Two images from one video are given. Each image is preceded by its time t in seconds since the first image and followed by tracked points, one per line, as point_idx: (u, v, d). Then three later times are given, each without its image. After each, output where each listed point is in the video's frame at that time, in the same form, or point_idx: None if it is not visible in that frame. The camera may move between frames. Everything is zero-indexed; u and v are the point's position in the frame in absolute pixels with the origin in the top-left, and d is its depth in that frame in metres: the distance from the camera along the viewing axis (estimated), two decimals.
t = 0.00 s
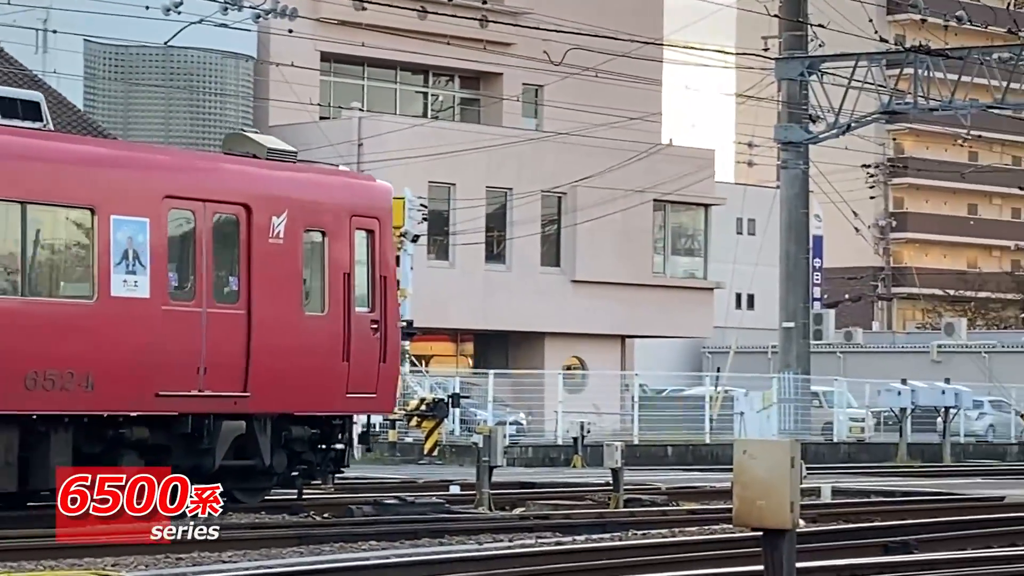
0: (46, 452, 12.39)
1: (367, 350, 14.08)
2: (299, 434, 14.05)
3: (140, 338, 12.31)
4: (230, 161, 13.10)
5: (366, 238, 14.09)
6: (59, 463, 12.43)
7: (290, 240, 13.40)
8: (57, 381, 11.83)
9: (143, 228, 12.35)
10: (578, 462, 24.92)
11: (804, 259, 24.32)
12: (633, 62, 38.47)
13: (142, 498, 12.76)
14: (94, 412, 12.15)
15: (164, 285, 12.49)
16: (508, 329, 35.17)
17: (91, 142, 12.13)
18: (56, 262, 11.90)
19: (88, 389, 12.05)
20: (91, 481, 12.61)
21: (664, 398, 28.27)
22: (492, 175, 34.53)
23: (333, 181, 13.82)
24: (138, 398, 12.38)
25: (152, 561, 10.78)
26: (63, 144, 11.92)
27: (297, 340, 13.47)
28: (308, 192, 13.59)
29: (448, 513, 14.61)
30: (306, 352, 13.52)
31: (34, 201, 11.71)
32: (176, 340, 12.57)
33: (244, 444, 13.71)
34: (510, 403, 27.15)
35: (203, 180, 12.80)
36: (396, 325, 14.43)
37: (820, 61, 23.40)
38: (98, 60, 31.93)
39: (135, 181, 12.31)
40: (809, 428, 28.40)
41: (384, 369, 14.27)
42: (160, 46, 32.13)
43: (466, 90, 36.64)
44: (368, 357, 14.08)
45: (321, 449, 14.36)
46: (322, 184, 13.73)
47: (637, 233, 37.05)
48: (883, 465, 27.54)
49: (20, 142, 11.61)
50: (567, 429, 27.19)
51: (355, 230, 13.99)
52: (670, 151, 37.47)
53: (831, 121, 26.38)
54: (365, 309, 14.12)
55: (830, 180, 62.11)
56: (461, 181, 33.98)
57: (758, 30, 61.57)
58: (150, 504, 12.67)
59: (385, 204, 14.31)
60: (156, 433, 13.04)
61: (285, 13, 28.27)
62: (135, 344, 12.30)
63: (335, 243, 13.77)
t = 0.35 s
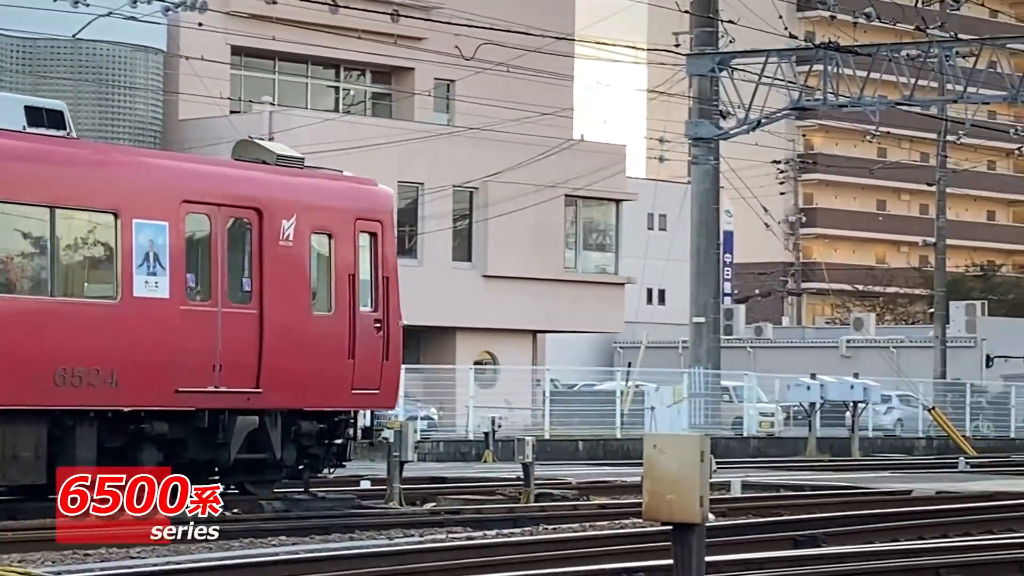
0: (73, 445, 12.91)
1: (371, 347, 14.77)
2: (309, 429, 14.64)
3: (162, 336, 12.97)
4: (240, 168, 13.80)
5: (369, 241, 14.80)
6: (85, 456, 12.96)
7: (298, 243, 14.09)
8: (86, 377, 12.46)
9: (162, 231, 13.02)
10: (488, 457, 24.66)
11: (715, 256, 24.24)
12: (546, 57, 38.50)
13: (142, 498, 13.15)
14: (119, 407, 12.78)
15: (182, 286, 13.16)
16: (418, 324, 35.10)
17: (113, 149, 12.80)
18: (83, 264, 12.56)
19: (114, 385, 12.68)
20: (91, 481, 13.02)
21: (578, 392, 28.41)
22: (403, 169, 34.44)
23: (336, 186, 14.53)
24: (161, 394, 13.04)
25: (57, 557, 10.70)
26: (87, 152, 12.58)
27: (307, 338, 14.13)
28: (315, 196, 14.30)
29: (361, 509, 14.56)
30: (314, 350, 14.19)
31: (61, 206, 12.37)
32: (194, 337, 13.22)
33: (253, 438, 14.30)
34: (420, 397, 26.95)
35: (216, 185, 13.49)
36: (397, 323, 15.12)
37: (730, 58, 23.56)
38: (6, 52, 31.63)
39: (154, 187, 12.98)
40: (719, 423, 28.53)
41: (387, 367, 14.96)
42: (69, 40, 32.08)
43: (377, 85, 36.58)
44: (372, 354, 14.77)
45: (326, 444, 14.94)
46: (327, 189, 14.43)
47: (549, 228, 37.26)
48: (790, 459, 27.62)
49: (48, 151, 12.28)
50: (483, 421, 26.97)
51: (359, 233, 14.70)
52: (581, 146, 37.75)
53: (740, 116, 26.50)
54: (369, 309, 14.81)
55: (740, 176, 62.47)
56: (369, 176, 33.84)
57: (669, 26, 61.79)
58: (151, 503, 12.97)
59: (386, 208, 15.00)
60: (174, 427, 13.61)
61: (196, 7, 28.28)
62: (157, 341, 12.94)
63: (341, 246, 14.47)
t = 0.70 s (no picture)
0: (96, 442, 13.67)
1: (373, 345, 15.47)
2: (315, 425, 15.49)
3: (180, 335, 13.67)
4: (250, 174, 14.50)
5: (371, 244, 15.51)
6: (109, 452, 13.73)
7: (306, 246, 14.81)
8: (109, 374, 13.17)
9: (178, 235, 13.73)
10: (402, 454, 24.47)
11: (631, 252, 24.17)
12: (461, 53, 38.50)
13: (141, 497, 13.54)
14: (138, 403, 13.48)
15: (198, 287, 13.86)
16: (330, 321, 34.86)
17: (130, 157, 13.50)
18: (103, 267, 13.26)
19: (134, 382, 13.38)
20: (91, 482, 13.47)
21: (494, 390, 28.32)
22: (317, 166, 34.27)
23: (340, 190, 15.23)
24: (179, 390, 13.74)
25: None
26: (105, 159, 13.29)
27: (315, 337, 14.83)
28: (321, 201, 15.00)
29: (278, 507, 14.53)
30: (321, 348, 14.90)
31: (85, 211, 13.09)
32: (209, 337, 13.92)
33: (264, 434, 15.04)
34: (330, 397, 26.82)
35: (229, 191, 14.19)
36: (399, 323, 15.82)
37: (647, 56, 23.56)
38: None
39: (170, 192, 13.70)
40: (635, 420, 28.53)
41: (390, 364, 15.66)
42: None
43: (293, 80, 36.40)
44: (375, 352, 15.48)
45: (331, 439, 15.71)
46: (331, 194, 15.13)
47: (465, 224, 37.44)
48: (705, 456, 27.65)
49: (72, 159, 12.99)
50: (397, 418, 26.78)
51: (363, 236, 15.41)
52: (500, 142, 37.85)
53: (657, 113, 26.52)
54: (371, 308, 15.53)
55: (656, 174, 62.51)
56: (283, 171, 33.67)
57: (585, 23, 61.82)
58: (150, 504, 13.26)
59: (386, 211, 15.71)
60: (190, 423, 14.39)
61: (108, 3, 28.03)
62: (174, 340, 13.64)
63: (346, 248, 15.18)
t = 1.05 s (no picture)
0: (116, 439, 13.90)
1: (378, 348, 15.79)
2: (321, 425, 15.77)
3: (196, 338, 13.96)
4: (261, 183, 14.78)
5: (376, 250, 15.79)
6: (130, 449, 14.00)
7: (313, 252, 15.10)
8: (127, 376, 13.47)
9: (193, 241, 14.01)
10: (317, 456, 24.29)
11: (552, 251, 24.11)
12: (380, 51, 38.65)
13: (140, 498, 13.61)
14: (154, 404, 13.76)
15: (212, 291, 14.14)
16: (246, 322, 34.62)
17: (146, 166, 13.77)
18: (120, 272, 13.51)
19: (150, 383, 13.66)
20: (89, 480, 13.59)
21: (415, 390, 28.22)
22: (238, 164, 34.12)
23: (347, 198, 15.50)
24: (194, 391, 14.04)
25: None
26: (123, 168, 13.57)
27: (321, 340, 15.15)
28: (328, 209, 15.28)
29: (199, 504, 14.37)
30: (327, 351, 15.22)
31: (104, 220, 13.36)
32: (222, 340, 14.19)
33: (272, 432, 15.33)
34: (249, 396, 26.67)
35: (241, 198, 14.45)
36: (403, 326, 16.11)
37: (568, 54, 23.61)
38: None
39: (185, 200, 13.96)
40: (556, 419, 28.57)
41: (394, 366, 15.98)
42: None
43: (212, 78, 36.04)
44: (380, 354, 15.81)
45: (334, 438, 15.99)
46: (339, 202, 15.42)
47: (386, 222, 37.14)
48: (625, 454, 27.69)
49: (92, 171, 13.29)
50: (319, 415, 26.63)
51: (367, 242, 15.70)
52: (420, 140, 37.74)
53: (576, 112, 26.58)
54: (377, 312, 15.85)
55: (576, 173, 62.53)
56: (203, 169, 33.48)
57: (506, 22, 61.85)
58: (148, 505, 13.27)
59: (390, 218, 15.97)
60: (205, 423, 14.66)
61: None
62: (188, 343, 13.92)
63: (352, 254, 15.48)
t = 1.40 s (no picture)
0: (133, 442, 14.54)
1: (374, 352, 16.56)
2: (325, 424, 16.53)
3: (209, 344, 14.70)
4: (270, 195, 15.51)
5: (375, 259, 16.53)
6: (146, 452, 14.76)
7: (319, 260, 15.86)
8: (148, 379, 14.23)
9: (208, 251, 14.73)
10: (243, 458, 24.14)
11: (477, 252, 24.04)
12: (304, 51, 38.54)
13: (141, 498, 13.91)
14: (171, 406, 14.52)
15: (225, 299, 14.88)
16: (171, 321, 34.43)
17: (165, 180, 14.48)
18: (143, 280, 14.22)
19: (168, 386, 14.42)
20: (90, 481, 14.07)
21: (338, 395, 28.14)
22: (164, 165, 34.02)
23: (349, 210, 16.24)
24: (208, 395, 14.79)
25: None
26: (143, 182, 14.28)
27: (325, 345, 15.94)
28: (331, 219, 16.02)
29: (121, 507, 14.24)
30: (328, 356, 15.99)
31: (129, 232, 14.07)
32: (235, 345, 14.95)
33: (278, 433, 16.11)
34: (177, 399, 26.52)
35: (252, 209, 15.19)
36: (404, 330, 16.93)
37: (494, 55, 23.59)
38: None
39: (201, 212, 14.68)
40: (481, 419, 28.60)
41: (393, 370, 16.80)
42: None
43: (136, 78, 35.81)
44: (375, 358, 16.59)
45: (337, 438, 16.74)
46: (341, 213, 16.16)
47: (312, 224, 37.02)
48: (550, 454, 27.62)
49: (116, 186, 14.01)
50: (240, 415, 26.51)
51: (369, 250, 16.48)
52: (342, 142, 37.60)
53: (502, 114, 26.63)
54: (376, 318, 16.61)
55: (501, 173, 62.45)
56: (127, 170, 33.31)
57: (431, 22, 61.75)
58: (149, 503, 13.61)
59: (391, 227, 16.76)
60: (215, 424, 15.42)
61: None
62: (204, 348, 14.66)
63: (353, 263, 16.23)
